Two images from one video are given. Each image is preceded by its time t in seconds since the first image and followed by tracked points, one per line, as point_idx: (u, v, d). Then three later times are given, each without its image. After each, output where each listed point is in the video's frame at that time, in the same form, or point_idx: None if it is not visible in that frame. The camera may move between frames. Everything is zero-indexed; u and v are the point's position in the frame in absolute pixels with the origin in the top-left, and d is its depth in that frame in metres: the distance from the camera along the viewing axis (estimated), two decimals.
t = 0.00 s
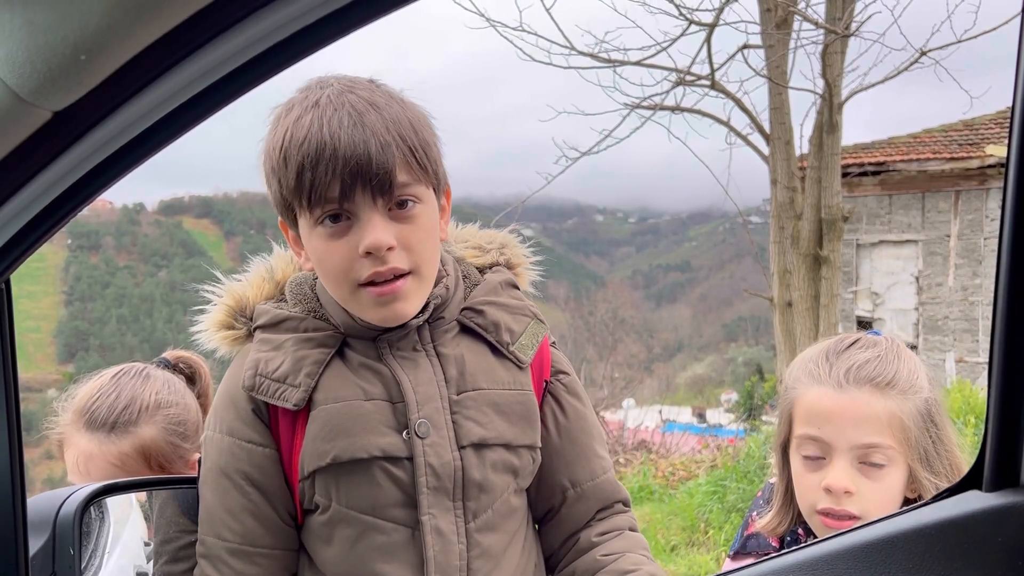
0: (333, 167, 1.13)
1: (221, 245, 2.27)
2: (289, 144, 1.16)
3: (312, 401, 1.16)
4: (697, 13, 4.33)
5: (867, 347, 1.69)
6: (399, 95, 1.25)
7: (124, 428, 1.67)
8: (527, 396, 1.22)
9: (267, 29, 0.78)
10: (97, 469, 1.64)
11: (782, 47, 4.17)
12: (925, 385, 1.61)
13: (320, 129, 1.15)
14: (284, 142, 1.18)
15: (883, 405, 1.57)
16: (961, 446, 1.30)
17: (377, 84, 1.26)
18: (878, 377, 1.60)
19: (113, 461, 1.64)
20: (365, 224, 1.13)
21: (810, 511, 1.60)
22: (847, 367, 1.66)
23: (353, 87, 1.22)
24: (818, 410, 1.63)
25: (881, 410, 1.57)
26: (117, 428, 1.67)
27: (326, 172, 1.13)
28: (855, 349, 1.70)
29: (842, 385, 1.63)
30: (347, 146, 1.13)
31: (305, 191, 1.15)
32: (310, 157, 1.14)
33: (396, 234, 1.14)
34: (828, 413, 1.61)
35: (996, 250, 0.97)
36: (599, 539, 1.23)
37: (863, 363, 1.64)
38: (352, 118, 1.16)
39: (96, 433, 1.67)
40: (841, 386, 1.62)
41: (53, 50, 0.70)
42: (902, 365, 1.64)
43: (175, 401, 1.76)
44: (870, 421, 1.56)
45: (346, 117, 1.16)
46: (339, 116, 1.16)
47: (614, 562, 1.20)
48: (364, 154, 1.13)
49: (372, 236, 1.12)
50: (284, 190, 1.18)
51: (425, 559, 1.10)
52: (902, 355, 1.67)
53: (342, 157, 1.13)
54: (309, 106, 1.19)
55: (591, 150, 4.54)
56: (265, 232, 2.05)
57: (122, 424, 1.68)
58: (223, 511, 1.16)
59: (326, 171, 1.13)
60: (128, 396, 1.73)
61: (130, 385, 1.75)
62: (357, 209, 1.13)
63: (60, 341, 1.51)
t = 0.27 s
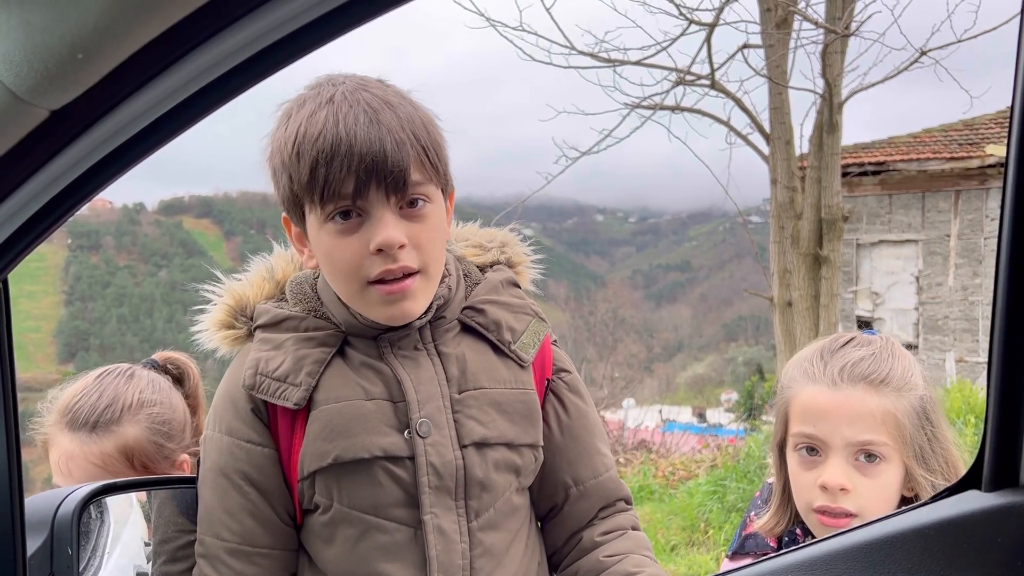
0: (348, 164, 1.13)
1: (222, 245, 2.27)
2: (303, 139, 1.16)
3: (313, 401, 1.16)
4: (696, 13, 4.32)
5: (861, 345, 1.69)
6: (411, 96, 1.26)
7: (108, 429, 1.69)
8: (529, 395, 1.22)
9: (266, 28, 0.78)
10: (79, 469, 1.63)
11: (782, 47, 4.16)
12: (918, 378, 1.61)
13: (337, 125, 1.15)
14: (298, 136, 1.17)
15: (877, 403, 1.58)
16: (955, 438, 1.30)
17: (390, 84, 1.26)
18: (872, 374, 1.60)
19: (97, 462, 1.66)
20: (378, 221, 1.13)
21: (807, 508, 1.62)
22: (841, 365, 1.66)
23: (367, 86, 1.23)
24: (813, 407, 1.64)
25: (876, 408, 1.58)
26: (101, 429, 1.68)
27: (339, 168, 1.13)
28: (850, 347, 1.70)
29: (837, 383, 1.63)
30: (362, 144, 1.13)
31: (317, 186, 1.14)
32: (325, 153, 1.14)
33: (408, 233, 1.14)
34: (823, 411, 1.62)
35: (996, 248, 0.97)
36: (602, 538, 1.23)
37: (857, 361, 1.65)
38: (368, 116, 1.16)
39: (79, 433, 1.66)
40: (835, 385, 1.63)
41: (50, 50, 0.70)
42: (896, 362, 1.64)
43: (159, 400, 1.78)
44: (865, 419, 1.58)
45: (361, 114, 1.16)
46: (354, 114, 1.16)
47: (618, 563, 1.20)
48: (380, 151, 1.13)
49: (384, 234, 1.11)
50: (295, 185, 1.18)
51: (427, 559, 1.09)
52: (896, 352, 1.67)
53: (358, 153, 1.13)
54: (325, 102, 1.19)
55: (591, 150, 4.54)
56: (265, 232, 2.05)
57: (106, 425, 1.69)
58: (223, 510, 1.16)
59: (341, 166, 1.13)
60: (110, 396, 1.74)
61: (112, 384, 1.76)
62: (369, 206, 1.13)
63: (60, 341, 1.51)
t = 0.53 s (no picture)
0: (380, 161, 1.08)
1: (221, 243, 2.27)
2: (325, 133, 1.11)
3: (313, 402, 1.16)
4: (696, 13, 4.33)
5: (858, 346, 1.68)
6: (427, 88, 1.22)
7: (94, 426, 1.68)
8: (531, 397, 1.22)
9: (265, 28, 0.78)
10: (65, 467, 1.62)
11: (782, 46, 4.16)
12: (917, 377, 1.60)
13: (364, 118, 1.10)
14: (318, 130, 1.12)
15: (870, 403, 1.57)
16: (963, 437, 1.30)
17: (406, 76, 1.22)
18: (866, 374, 1.60)
19: (82, 460, 1.64)
20: (409, 216, 1.10)
21: (799, 507, 1.61)
22: (837, 364, 1.65)
23: (386, 80, 1.18)
24: (805, 405, 1.64)
25: (869, 407, 1.57)
26: (86, 426, 1.68)
27: (371, 165, 1.08)
28: (847, 348, 1.70)
29: (831, 382, 1.62)
30: (394, 141, 1.09)
31: (346, 183, 1.10)
32: (355, 150, 1.09)
33: (437, 230, 1.12)
34: (815, 409, 1.61)
35: (996, 249, 0.97)
36: (606, 538, 1.23)
37: (851, 361, 1.64)
38: (397, 112, 1.12)
39: (65, 431, 1.65)
40: (829, 383, 1.62)
41: (48, 49, 0.70)
42: (891, 362, 1.63)
43: (144, 395, 1.78)
44: (857, 417, 1.57)
45: (389, 110, 1.12)
46: (382, 109, 1.11)
47: (623, 561, 1.20)
48: (413, 149, 1.09)
49: (417, 229, 1.09)
50: (313, 181, 1.13)
51: (427, 561, 1.09)
52: (892, 353, 1.66)
53: (389, 147, 1.09)
54: (345, 96, 1.14)
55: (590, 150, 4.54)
56: (266, 231, 2.06)
57: (91, 422, 1.68)
58: (222, 512, 1.16)
59: (373, 160, 1.08)
60: (94, 393, 1.74)
61: (95, 383, 1.76)
62: (400, 204, 1.10)
63: (60, 340, 1.51)
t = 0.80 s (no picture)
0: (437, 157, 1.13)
1: (219, 242, 2.27)
2: (376, 125, 1.13)
3: (315, 403, 1.16)
4: (694, 12, 4.33)
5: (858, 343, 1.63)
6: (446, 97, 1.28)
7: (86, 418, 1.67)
8: (532, 399, 1.22)
9: (265, 26, 0.79)
10: (54, 458, 1.59)
11: (780, 46, 4.16)
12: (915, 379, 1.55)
13: (418, 115, 1.14)
14: (367, 123, 1.14)
15: (856, 398, 1.54)
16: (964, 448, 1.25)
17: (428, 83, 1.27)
18: (857, 369, 1.57)
19: (72, 448, 1.61)
20: (455, 213, 1.14)
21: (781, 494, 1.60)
22: (834, 358, 1.61)
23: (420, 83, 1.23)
24: (793, 395, 1.61)
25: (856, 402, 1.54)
26: (77, 418, 1.66)
27: (428, 160, 1.13)
28: (849, 343, 1.65)
29: (822, 374, 1.59)
30: (450, 138, 1.14)
31: (398, 176, 1.12)
32: (414, 144, 1.12)
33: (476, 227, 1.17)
34: (803, 399, 1.58)
35: (994, 249, 0.97)
36: (606, 538, 1.23)
37: (845, 356, 1.61)
38: (446, 112, 1.17)
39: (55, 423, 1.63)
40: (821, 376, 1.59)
41: (47, 48, 0.69)
42: (887, 359, 1.59)
43: (137, 390, 1.78)
44: (841, 411, 1.54)
45: (438, 110, 1.17)
46: (433, 108, 1.16)
47: (624, 562, 1.20)
48: (464, 148, 1.16)
49: (464, 225, 1.14)
50: (358, 171, 1.13)
51: (426, 562, 1.09)
52: (892, 353, 1.61)
53: (443, 144, 1.14)
54: (393, 93, 1.17)
55: (588, 149, 4.54)
56: (264, 230, 2.05)
57: (83, 415, 1.67)
58: (221, 513, 1.16)
59: (427, 155, 1.13)
60: (86, 385, 1.73)
61: (86, 376, 1.75)
62: (450, 199, 1.14)
63: (58, 340, 1.51)
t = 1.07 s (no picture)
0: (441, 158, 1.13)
1: (214, 241, 2.26)
2: (383, 123, 1.13)
3: (308, 401, 1.15)
4: (691, 11, 4.33)
5: (852, 336, 1.63)
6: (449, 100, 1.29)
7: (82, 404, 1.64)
8: (526, 398, 1.22)
9: (260, 21, 0.80)
10: (54, 442, 1.54)
11: (777, 45, 4.16)
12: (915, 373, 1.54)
13: (424, 115, 1.15)
14: (373, 120, 1.14)
15: (850, 389, 1.53)
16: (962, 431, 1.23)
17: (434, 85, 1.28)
18: (851, 361, 1.56)
19: (72, 429, 1.58)
20: (456, 214, 1.15)
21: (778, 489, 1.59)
22: (829, 351, 1.61)
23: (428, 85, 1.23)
24: (791, 388, 1.60)
25: (851, 394, 1.53)
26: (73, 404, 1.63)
27: (433, 160, 1.13)
28: (845, 338, 1.64)
29: (817, 367, 1.58)
30: (455, 140, 1.15)
31: (403, 174, 1.12)
32: (421, 144, 1.13)
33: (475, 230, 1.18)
34: (798, 392, 1.58)
35: (989, 247, 0.98)
36: (598, 538, 1.23)
37: (841, 349, 1.60)
38: (453, 115, 1.18)
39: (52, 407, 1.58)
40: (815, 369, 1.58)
41: (43, 44, 0.69)
42: (883, 353, 1.58)
43: (130, 382, 1.77)
44: (837, 402, 1.52)
45: (445, 112, 1.17)
46: (441, 110, 1.17)
47: (618, 558, 1.20)
48: (468, 151, 1.17)
49: (464, 227, 1.15)
50: (362, 167, 1.13)
51: (420, 562, 1.09)
52: (888, 348, 1.59)
53: (448, 145, 1.15)
54: (400, 92, 1.18)
55: (585, 147, 4.54)
56: (259, 229, 2.05)
57: (79, 401, 1.64)
58: (215, 511, 1.15)
59: (431, 155, 1.13)
60: (79, 374, 1.70)
61: (77, 368, 1.73)
62: (452, 201, 1.15)
63: (53, 338, 1.50)
